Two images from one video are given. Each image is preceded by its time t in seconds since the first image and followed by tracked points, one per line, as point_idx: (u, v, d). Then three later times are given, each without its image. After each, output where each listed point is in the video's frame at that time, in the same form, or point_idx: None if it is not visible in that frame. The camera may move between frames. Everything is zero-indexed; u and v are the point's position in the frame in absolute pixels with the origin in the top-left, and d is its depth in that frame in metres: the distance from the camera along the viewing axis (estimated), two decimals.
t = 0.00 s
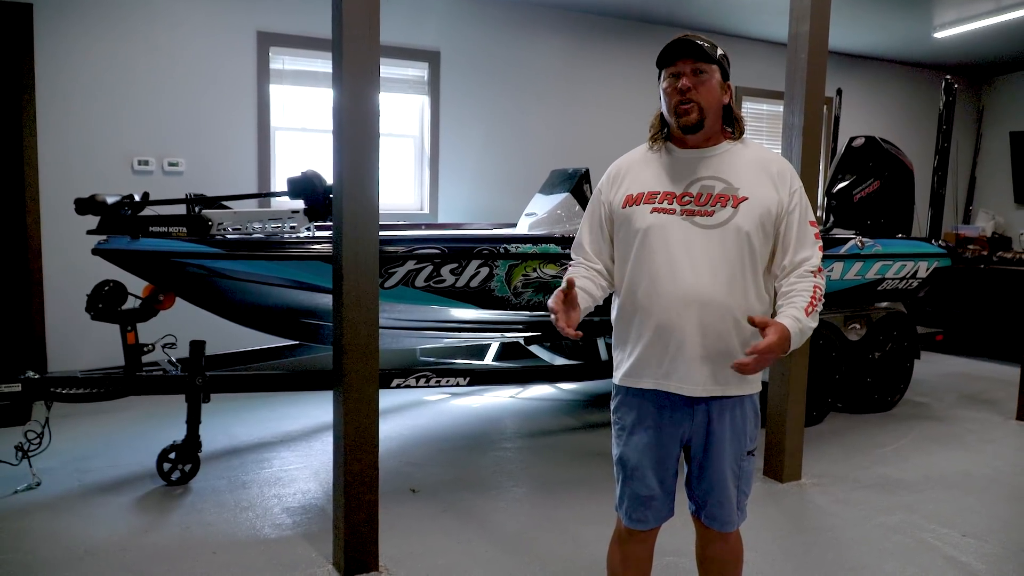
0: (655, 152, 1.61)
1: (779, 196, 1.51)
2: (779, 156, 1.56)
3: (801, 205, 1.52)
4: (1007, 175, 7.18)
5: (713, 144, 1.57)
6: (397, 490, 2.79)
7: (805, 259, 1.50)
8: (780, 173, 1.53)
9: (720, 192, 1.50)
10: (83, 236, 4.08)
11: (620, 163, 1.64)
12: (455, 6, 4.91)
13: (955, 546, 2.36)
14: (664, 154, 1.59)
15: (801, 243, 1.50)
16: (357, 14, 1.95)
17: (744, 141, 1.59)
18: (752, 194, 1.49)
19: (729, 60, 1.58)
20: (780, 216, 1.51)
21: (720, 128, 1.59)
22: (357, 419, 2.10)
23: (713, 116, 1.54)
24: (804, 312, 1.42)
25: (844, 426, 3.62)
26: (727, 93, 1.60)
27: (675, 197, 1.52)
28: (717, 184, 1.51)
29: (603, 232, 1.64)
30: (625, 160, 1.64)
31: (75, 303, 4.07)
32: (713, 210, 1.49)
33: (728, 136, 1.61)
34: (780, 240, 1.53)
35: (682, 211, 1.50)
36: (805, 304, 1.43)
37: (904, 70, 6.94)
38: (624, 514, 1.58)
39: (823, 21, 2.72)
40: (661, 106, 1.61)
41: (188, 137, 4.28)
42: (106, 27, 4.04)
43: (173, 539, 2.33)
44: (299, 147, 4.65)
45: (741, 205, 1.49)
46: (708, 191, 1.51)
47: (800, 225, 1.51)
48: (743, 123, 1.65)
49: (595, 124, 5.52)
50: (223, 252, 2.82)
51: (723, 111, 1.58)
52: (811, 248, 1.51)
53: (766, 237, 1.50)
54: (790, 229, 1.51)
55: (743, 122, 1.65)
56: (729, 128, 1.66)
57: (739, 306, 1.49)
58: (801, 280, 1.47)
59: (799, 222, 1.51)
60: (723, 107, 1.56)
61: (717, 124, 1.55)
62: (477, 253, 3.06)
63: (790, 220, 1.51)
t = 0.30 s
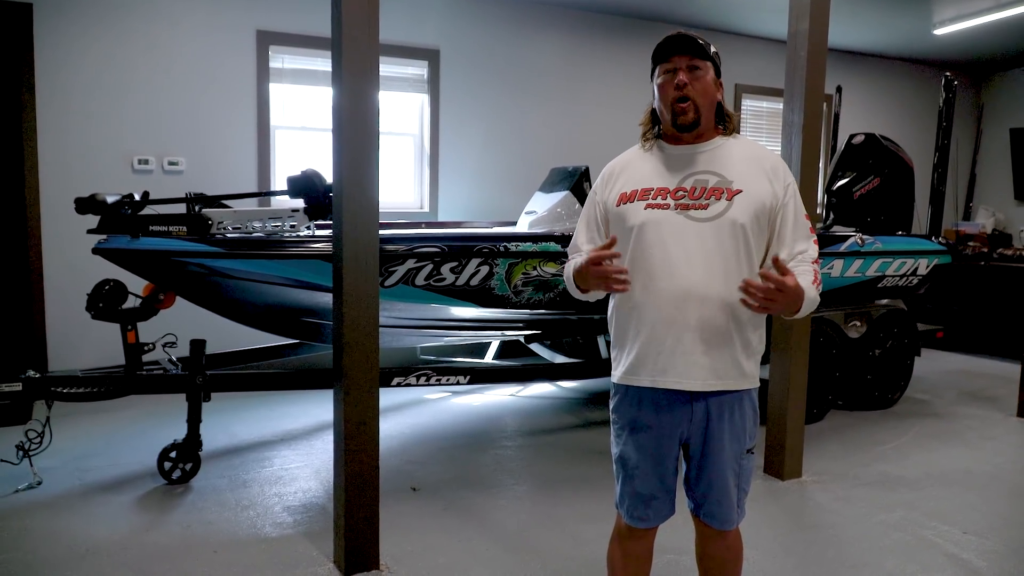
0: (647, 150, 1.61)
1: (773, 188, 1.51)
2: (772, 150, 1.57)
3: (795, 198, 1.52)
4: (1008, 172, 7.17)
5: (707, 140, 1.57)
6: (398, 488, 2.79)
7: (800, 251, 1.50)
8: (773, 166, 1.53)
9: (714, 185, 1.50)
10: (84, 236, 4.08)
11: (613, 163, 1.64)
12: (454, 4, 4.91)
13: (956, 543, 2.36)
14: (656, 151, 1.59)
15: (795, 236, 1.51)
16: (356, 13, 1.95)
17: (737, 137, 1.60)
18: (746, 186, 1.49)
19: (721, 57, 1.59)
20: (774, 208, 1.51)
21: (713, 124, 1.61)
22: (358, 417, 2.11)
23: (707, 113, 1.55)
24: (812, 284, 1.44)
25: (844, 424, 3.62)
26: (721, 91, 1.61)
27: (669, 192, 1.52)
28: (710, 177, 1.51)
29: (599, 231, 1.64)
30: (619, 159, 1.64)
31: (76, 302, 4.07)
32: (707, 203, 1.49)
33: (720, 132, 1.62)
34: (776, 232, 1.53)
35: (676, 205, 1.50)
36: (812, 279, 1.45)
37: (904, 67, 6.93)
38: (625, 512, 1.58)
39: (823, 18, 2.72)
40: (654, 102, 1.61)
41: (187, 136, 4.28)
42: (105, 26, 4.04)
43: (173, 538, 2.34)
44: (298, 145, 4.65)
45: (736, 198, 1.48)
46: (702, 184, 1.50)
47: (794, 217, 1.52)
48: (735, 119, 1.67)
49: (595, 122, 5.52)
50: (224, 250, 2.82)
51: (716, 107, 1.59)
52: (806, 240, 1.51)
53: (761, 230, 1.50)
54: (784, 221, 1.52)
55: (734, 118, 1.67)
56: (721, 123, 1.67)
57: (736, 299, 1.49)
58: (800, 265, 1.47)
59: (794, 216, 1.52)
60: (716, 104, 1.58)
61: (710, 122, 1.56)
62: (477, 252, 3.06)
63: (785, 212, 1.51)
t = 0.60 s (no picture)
0: (645, 151, 1.61)
1: (772, 187, 1.51)
2: (771, 149, 1.57)
3: (795, 197, 1.52)
4: (1009, 172, 7.17)
5: (705, 140, 1.57)
6: (400, 487, 2.78)
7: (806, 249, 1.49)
8: (773, 165, 1.53)
9: (712, 184, 1.50)
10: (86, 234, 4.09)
11: (612, 163, 1.64)
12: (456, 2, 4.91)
13: (959, 543, 2.35)
14: (654, 151, 1.59)
15: (797, 234, 1.50)
16: (359, 13, 1.95)
17: (736, 135, 1.60)
18: (745, 184, 1.49)
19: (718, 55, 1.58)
20: (773, 207, 1.51)
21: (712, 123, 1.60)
22: (360, 416, 2.10)
23: (705, 113, 1.54)
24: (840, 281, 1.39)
25: (846, 423, 3.62)
26: (718, 89, 1.60)
27: (667, 191, 1.52)
28: (708, 176, 1.51)
29: (598, 231, 1.64)
30: (618, 160, 1.65)
31: (79, 300, 4.08)
32: (705, 202, 1.49)
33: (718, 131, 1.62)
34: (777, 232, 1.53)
35: (675, 204, 1.50)
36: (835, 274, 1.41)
37: (906, 67, 6.93)
38: (624, 511, 1.58)
39: (824, 16, 2.72)
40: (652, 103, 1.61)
41: (190, 135, 4.29)
42: (108, 25, 4.05)
43: (175, 536, 2.33)
44: (301, 144, 4.65)
45: (734, 196, 1.49)
46: (700, 183, 1.51)
47: (794, 216, 1.51)
48: (734, 116, 1.66)
49: (596, 121, 5.52)
50: (227, 248, 2.82)
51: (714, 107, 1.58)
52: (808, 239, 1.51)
53: (760, 228, 1.50)
54: (784, 220, 1.52)
55: (733, 115, 1.66)
56: (720, 121, 1.66)
57: (735, 298, 1.49)
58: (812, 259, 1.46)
59: (795, 214, 1.52)
60: (714, 103, 1.57)
61: (709, 120, 1.56)
62: (479, 251, 3.06)
63: (785, 210, 1.51)
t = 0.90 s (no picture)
0: (645, 150, 1.61)
1: (771, 187, 1.51)
2: (770, 148, 1.56)
3: (794, 197, 1.52)
4: (1012, 172, 7.16)
5: (701, 138, 1.57)
6: (403, 488, 2.78)
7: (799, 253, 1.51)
8: (772, 164, 1.53)
9: (711, 184, 1.50)
10: (90, 235, 4.10)
11: (612, 164, 1.65)
12: (458, 3, 4.91)
13: (962, 544, 2.35)
14: (653, 151, 1.59)
15: (795, 237, 1.52)
16: (361, 14, 1.96)
17: (735, 134, 1.59)
18: (744, 185, 1.49)
19: (716, 53, 1.58)
20: (772, 207, 1.51)
21: (710, 122, 1.59)
22: (362, 417, 2.10)
23: (700, 110, 1.54)
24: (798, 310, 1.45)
25: (849, 424, 3.62)
26: (716, 87, 1.60)
27: (666, 192, 1.52)
28: (707, 176, 1.51)
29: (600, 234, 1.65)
30: (618, 161, 1.65)
31: (82, 301, 4.08)
32: (704, 202, 1.49)
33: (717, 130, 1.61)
34: (775, 234, 1.53)
35: (673, 205, 1.50)
36: (795, 303, 1.46)
37: (908, 67, 6.93)
38: (624, 511, 1.58)
39: (828, 17, 2.72)
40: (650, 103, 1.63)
41: (192, 136, 4.29)
42: (112, 26, 4.06)
43: (178, 537, 2.34)
44: (303, 145, 4.65)
45: (733, 197, 1.48)
46: (699, 183, 1.50)
47: (793, 217, 1.51)
48: (734, 117, 1.65)
49: (598, 123, 5.52)
50: (229, 251, 2.80)
51: (711, 105, 1.58)
52: (801, 243, 1.52)
53: (759, 229, 1.50)
54: (783, 221, 1.52)
55: (734, 116, 1.65)
56: (720, 122, 1.66)
57: (734, 299, 1.49)
58: (793, 275, 1.50)
59: (793, 216, 1.52)
60: (710, 100, 1.56)
61: (705, 118, 1.55)
62: (481, 252, 3.04)
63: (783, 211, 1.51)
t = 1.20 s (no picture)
0: (648, 152, 1.61)
1: (773, 188, 1.51)
2: (773, 149, 1.56)
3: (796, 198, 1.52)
4: (1015, 174, 7.15)
5: (705, 140, 1.57)
6: (406, 490, 2.78)
7: (801, 255, 1.52)
8: (775, 166, 1.53)
9: (713, 184, 1.50)
10: (92, 237, 4.10)
11: (614, 166, 1.65)
12: (461, 5, 4.91)
13: (965, 546, 2.35)
14: (656, 152, 1.59)
15: (796, 239, 1.52)
16: (365, 17, 1.96)
17: (738, 135, 1.59)
18: (746, 185, 1.49)
19: (717, 54, 1.57)
20: (775, 208, 1.51)
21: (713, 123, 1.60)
22: (363, 418, 2.10)
23: (705, 114, 1.55)
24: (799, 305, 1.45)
25: (852, 426, 3.61)
26: (719, 88, 1.60)
27: (668, 192, 1.52)
28: (710, 176, 1.50)
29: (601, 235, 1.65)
30: (620, 162, 1.65)
31: (84, 303, 4.08)
32: (706, 203, 1.49)
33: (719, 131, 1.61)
34: (777, 235, 1.53)
35: (675, 205, 1.50)
36: (801, 297, 1.47)
37: (910, 69, 6.92)
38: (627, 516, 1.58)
39: (830, 19, 2.72)
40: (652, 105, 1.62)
41: (195, 138, 4.29)
42: (115, 29, 4.06)
43: (181, 540, 2.33)
44: (305, 148, 4.66)
45: (735, 197, 1.48)
46: (701, 184, 1.50)
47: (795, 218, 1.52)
48: (734, 116, 1.67)
49: (601, 125, 5.52)
50: (233, 252, 2.82)
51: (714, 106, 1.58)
52: (803, 244, 1.52)
53: (762, 230, 1.50)
54: (785, 222, 1.52)
55: (734, 115, 1.66)
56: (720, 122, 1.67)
57: (735, 300, 1.49)
58: (795, 273, 1.50)
59: (795, 217, 1.52)
60: (714, 103, 1.57)
61: (709, 120, 1.56)
62: (484, 254, 3.05)
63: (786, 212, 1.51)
